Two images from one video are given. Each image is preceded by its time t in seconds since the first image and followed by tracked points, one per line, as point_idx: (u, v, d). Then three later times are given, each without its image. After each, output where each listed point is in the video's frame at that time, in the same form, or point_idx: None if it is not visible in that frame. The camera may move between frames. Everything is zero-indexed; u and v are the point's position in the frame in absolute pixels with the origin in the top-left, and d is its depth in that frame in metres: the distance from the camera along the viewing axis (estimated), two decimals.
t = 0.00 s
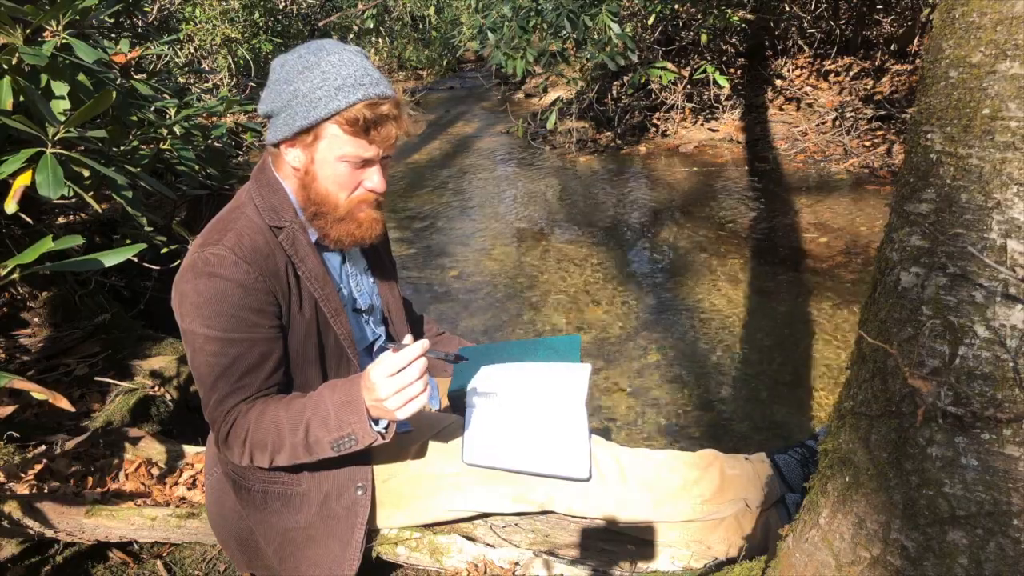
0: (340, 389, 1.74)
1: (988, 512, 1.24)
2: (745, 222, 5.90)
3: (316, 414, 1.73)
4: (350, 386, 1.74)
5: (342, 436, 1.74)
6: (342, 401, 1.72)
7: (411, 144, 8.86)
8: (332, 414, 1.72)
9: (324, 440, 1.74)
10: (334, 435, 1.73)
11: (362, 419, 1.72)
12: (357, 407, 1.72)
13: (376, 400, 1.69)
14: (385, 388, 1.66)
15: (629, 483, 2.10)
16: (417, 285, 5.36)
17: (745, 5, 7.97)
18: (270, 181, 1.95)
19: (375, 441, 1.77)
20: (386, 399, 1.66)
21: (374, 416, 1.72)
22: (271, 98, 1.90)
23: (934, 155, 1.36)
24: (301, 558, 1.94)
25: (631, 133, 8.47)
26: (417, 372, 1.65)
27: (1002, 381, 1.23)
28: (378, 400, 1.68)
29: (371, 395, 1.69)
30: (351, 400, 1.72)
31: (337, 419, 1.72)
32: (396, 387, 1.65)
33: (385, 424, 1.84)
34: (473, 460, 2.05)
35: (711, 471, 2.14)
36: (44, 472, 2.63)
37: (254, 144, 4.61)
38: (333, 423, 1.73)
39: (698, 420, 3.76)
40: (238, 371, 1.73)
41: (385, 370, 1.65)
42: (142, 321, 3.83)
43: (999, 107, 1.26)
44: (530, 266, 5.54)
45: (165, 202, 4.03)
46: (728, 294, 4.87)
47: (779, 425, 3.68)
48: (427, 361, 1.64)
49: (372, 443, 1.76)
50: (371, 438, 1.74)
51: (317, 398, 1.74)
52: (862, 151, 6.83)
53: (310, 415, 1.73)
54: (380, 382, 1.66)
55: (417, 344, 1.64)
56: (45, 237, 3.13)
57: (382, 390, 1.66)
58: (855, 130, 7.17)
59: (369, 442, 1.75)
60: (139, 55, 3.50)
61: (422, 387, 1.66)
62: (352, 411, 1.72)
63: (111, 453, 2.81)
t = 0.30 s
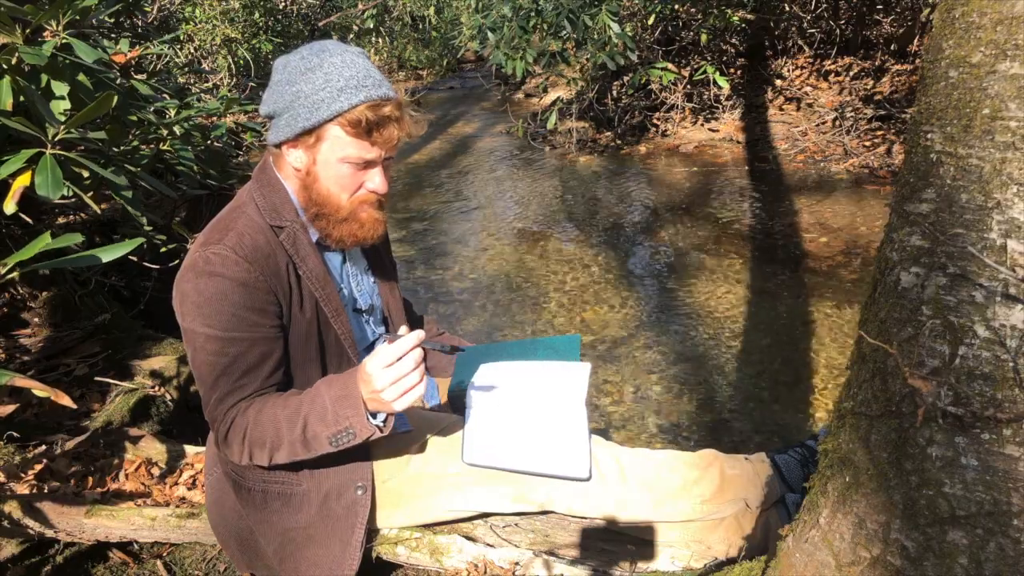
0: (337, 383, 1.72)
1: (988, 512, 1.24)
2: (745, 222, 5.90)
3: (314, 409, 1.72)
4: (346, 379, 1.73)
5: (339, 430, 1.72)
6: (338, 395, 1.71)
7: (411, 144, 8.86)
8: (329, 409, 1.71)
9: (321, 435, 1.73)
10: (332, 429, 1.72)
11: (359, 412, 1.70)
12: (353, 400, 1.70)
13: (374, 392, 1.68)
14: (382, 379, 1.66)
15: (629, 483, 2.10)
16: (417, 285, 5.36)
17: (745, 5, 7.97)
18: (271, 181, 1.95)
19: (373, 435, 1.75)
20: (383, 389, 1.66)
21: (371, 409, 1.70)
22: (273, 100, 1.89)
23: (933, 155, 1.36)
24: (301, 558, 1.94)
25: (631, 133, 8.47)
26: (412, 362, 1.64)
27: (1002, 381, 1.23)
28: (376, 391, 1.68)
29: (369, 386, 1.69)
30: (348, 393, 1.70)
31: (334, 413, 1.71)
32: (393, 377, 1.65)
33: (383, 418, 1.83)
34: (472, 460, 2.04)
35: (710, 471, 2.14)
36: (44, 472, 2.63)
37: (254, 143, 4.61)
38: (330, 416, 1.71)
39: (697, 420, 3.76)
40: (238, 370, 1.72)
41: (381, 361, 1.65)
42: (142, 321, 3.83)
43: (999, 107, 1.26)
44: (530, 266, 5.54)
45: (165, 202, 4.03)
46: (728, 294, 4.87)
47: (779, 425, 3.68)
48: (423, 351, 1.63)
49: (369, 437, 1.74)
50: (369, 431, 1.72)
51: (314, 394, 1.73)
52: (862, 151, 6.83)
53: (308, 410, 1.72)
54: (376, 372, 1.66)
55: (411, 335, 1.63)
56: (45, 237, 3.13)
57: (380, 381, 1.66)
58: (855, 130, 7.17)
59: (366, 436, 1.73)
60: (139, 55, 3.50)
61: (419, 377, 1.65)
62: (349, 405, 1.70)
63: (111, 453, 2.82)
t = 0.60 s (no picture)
0: (334, 372, 1.72)
1: (988, 512, 1.23)
2: (745, 222, 5.90)
3: (312, 400, 1.71)
4: (344, 369, 1.72)
5: (339, 420, 1.70)
6: (336, 383, 1.70)
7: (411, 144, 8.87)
8: (326, 399, 1.70)
9: (320, 426, 1.71)
10: (331, 419, 1.70)
11: (358, 400, 1.69)
12: (352, 387, 1.69)
13: (372, 376, 1.66)
14: (380, 362, 1.64)
15: (629, 483, 2.10)
16: (417, 285, 5.36)
17: (745, 5, 7.97)
18: (275, 183, 1.94)
19: (372, 423, 1.73)
20: (382, 372, 1.64)
21: (371, 396, 1.69)
22: (283, 106, 1.86)
23: (933, 155, 1.36)
24: (301, 558, 1.94)
25: (631, 133, 8.48)
26: (409, 343, 1.62)
27: (1002, 381, 1.23)
28: (374, 375, 1.66)
29: (367, 370, 1.67)
30: (345, 380, 1.69)
31: (332, 403, 1.70)
32: (390, 359, 1.63)
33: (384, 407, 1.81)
34: (473, 460, 2.07)
35: (710, 471, 2.14)
36: (44, 471, 2.63)
37: (254, 143, 4.61)
38: (328, 406, 1.70)
39: (697, 420, 3.77)
40: (239, 369, 1.72)
41: (378, 343, 1.63)
42: (142, 321, 3.83)
43: (999, 107, 1.26)
44: (530, 266, 5.54)
45: (165, 202, 4.03)
46: (728, 294, 4.87)
47: (778, 425, 3.68)
48: (420, 333, 1.61)
49: (369, 426, 1.73)
50: (369, 419, 1.70)
51: (312, 386, 1.72)
52: (861, 151, 6.83)
53: (306, 402, 1.71)
54: (374, 355, 1.64)
55: (408, 316, 1.61)
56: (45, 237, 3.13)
57: (378, 364, 1.64)
58: (855, 130, 7.18)
59: (365, 424, 1.71)
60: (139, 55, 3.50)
61: (417, 358, 1.63)
62: (346, 392, 1.69)
63: (111, 453, 2.81)
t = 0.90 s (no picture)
0: (337, 357, 1.72)
1: (988, 512, 1.23)
2: (745, 222, 5.90)
3: (316, 386, 1.71)
4: (346, 353, 1.72)
5: (344, 404, 1.70)
6: (339, 369, 1.70)
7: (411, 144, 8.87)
8: (331, 384, 1.70)
9: (326, 413, 1.71)
10: (336, 404, 1.70)
11: (364, 381, 1.69)
12: (356, 369, 1.69)
13: (377, 354, 1.67)
14: (384, 337, 1.65)
15: (629, 483, 2.10)
16: (417, 285, 5.36)
17: (745, 5, 7.98)
18: (280, 184, 1.94)
19: (380, 404, 1.72)
20: (387, 348, 1.65)
21: (376, 376, 1.69)
22: (290, 107, 1.86)
23: (934, 155, 1.36)
24: (302, 558, 1.94)
25: (631, 133, 8.48)
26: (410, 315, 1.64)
27: (1002, 381, 1.23)
28: (379, 352, 1.66)
29: (372, 349, 1.67)
30: (349, 364, 1.70)
31: (337, 387, 1.70)
32: (394, 334, 1.64)
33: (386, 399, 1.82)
34: (473, 461, 2.07)
35: (710, 471, 2.14)
36: (44, 472, 2.63)
37: (254, 143, 4.62)
38: (333, 391, 1.70)
39: (697, 420, 3.77)
40: (242, 367, 1.73)
41: (380, 320, 1.64)
42: (142, 321, 3.83)
43: (999, 107, 1.26)
44: (530, 266, 5.54)
45: (165, 202, 4.03)
46: (728, 294, 4.87)
47: (778, 425, 3.68)
48: (422, 306, 1.64)
49: (375, 408, 1.72)
50: (376, 399, 1.71)
51: (316, 374, 1.72)
52: (862, 151, 6.83)
53: (310, 389, 1.72)
54: (377, 331, 1.65)
55: (408, 290, 1.64)
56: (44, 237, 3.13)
57: (382, 340, 1.65)
58: (856, 130, 7.18)
59: (372, 405, 1.71)
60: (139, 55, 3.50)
61: (421, 332, 1.64)
62: (351, 376, 1.69)
63: (111, 453, 2.81)
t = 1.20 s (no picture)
0: (340, 348, 1.72)
1: (988, 512, 1.23)
2: (745, 222, 5.90)
3: (320, 377, 1.71)
4: (349, 344, 1.72)
5: (349, 394, 1.70)
6: (342, 359, 1.70)
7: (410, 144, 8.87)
8: (336, 374, 1.70)
9: (330, 404, 1.70)
10: (341, 394, 1.70)
11: (368, 368, 1.68)
12: (359, 358, 1.69)
13: (380, 341, 1.67)
14: (386, 322, 1.65)
15: (629, 483, 2.10)
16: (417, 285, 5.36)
17: (745, 5, 7.98)
18: (283, 183, 1.95)
19: (384, 393, 1.71)
20: (390, 334, 1.65)
21: (381, 364, 1.69)
22: (295, 106, 1.86)
23: (933, 155, 1.36)
24: (302, 558, 1.94)
25: (631, 134, 8.47)
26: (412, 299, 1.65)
27: (1002, 381, 1.23)
28: (383, 339, 1.67)
29: (375, 336, 1.67)
30: (352, 354, 1.69)
31: (341, 377, 1.70)
32: (397, 319, 1.64)
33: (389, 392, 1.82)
34: (474, 461, 2.04)
35: (710, 471, 2.13)
36: (44, 471, 2.63)
37: (254, 144, 4.62)
38: (338, 382, 1.70)
39: (697, 420, 3.77)
40: (246, 365, 1.72)
41: (382, 306, 1.65)
42: (142, 321, 3.83)
43: (999, 107, 1.26)
44: (530, 266, 5.54)
45: (165, 202, 4.03)
46: (727, 294, 4.87)
47: (778, 426, 3.67)
48: (423, 291, 1.65)
49: (380, 397, 1.71)
50: (380, 388, 1.69)
51: (320, 367, 1.72)
52: (862, 151, 6.83)
53: (314, 380, 1.71)
54: (379, 317, 1.65)
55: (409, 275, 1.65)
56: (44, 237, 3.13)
57: (384, 326, 1.65)
58: (856, 130, 7.18)
59: (377, 394, 1.70)
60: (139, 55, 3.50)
61: (423, 316, 1.65)
62: (354, 365, 1.69)
63: (111, 453, 2.82)
